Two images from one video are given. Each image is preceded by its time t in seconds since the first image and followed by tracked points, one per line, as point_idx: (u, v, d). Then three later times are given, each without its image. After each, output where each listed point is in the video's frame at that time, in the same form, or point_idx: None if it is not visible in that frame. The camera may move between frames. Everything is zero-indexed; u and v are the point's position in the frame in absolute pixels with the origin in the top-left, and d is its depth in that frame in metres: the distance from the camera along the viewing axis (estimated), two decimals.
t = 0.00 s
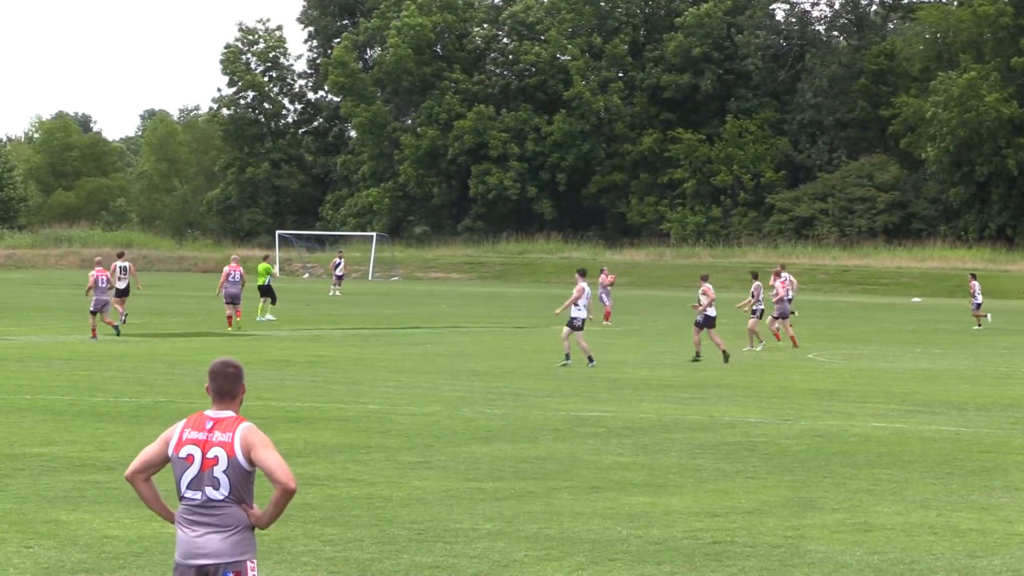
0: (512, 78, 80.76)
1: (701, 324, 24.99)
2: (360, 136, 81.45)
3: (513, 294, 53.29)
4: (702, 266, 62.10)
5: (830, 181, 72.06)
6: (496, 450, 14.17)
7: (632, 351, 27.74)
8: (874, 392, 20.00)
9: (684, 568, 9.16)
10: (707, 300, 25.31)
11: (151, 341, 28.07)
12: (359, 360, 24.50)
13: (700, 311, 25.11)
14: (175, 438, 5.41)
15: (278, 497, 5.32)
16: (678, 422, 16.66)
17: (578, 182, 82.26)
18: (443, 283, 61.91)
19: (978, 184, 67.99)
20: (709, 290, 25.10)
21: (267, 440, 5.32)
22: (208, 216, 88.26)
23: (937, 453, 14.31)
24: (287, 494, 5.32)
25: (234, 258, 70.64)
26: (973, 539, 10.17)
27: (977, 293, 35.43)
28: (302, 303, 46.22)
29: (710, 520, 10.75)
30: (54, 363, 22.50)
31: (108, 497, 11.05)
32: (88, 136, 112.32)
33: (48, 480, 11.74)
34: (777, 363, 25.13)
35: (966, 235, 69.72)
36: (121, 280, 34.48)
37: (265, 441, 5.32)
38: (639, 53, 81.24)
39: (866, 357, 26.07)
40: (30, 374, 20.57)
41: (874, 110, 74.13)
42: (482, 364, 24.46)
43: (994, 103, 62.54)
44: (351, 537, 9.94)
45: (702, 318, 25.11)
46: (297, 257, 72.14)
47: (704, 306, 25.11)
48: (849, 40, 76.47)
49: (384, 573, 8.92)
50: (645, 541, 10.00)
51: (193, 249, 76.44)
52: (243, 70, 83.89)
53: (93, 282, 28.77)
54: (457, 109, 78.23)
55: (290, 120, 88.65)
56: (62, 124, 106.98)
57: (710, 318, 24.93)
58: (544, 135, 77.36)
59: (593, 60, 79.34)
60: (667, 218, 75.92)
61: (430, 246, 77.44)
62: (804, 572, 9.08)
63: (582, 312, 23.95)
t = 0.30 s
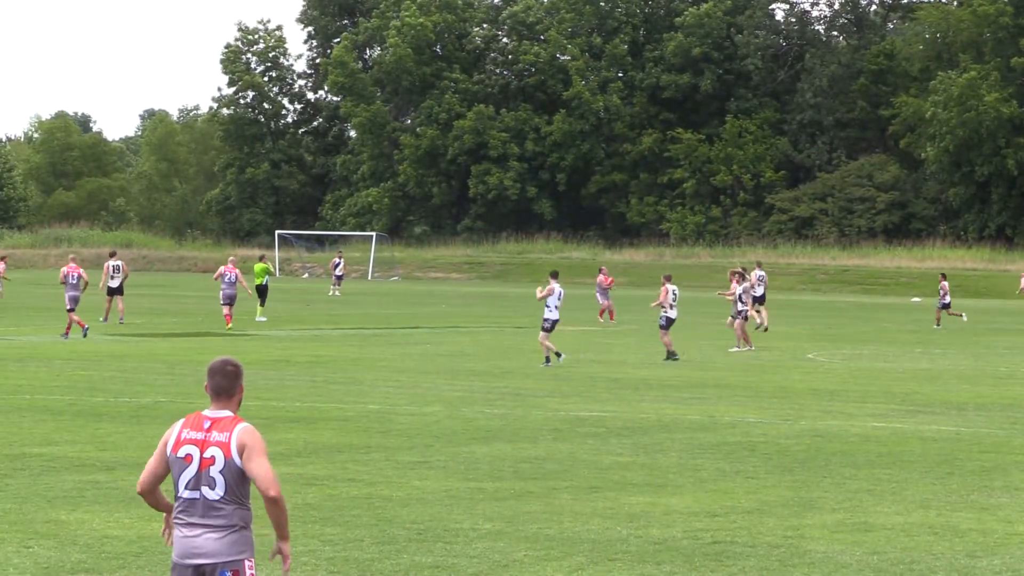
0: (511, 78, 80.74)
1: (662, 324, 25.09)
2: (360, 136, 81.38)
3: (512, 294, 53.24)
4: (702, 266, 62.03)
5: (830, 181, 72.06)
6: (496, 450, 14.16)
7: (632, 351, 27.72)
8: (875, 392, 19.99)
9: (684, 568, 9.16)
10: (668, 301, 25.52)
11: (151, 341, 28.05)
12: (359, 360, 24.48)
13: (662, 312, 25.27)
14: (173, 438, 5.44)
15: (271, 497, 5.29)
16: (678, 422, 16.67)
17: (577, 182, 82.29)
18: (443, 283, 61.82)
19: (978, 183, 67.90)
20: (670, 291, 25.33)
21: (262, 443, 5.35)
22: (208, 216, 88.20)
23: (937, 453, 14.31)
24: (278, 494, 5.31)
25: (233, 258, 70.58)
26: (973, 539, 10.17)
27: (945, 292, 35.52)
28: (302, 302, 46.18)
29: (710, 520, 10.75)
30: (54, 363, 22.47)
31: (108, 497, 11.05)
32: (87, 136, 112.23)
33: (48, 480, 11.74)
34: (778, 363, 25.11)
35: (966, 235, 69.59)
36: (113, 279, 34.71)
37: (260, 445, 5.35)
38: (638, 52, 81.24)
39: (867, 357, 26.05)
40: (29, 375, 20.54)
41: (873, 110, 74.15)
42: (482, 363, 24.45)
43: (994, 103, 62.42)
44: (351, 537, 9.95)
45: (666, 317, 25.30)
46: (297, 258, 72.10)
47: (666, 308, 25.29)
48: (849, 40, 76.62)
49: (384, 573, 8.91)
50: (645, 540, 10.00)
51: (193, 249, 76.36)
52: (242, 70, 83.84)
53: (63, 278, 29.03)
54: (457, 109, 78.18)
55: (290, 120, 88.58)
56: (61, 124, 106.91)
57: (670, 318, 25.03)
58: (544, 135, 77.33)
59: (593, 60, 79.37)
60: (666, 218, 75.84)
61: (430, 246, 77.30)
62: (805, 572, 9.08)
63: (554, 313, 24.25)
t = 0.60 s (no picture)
0: (511, 78, 80.71)
1: (628, 327, 25.22)
2: (359, 136, 81.35)
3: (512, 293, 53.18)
4: (702, 266, 61.98)
5: (830, 181, 72.08)
6: (495, 450, 14.15)
7: (632, 351, 27.69)
8: (875, 392, 19.97)
9: (684, 568, 9.14)
10: (637, 303, 25.45)
11: (150, 341, 28.03)
12: (359, 360, 24.45)
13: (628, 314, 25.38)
14: (179, 438, 5.43)
15: (268, 500, 5.22)
16: (678, 422, 16.65)
17: (577, 181, 82.25)
18: (442, 283, 61.76)
19: (977, 183, 67.79)
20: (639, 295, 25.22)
21: (262, 444, 5.29)
22: (207, 216, 88.17)
23: (937, 453, 14.29)
24: (272, 496, 5.21)
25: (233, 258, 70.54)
26: (973, 539, 10.16)
27: (920, 292, 35.76)
28: (300, 303, 46.15)
29: (709, 520, 10.74)
30: (53, 363, 22.45)
31: (107, 496, 11.04)
32: (87, 136, 112.17)
33: (48, 480, 11.73)
34: (777, 363, 25.09)
35: (965, 234, 69.49)
36: (106, 279, 34.83)
37: (261, 444, 5.29)
38: (638, 52, 81.22)
39: (867, 357, 26.02)
40: (29, 375, 20.52)
41: (873, 110, 74.23)
42: (482, 363, 24.42)
43: (993, 102, 62.39)
44: (351, 537, 9.94)
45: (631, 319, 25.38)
46: (296, 257, 72.07)
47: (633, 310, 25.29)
48: (849, 39, 76.62)
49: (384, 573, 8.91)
50: (645, 540, 9.99)
51: (192, 249, 76.30)
52: (242, 70, 83.82)
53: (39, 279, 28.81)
54: (457, 109, 78.16)
55: (290, 120, 88.54)
56: (61, 124, 106.82)
57: (639, 321, 25.18)
58: (544, 135, 77.35)
59: (593, 60, 79.32)
60: (667, 218, 75.77)
61: (430, 246, 77.22)
62: (804, 572, 9.08)
63: (535, 311, 24.37)
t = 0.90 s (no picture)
0: (511, 78, 80.70)
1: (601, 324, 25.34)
2: (359, 135, 81.35)
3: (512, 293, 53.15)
4: (701, 266, 61.95)
5: (829, 181, 72.09)
6: (496, 450, 14.15)
7: (631, 351, 27.71)
8: (875, 392, 19.97)
9: (684, 568, 9.15)
10: (608, 300, 25.50)
11: (150, 341, 28.04)
12: (358, 360, 24.45)
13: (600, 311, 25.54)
14: (194, 439, 5.45)
15: (272, 501, 5.19)
16: (678, 422, 16.65)
17: (577, 181, 82.25)
18: (442, 283, 61.76)
19: (977, 183, 67.75)
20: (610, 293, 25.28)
21: (273, 445, 5.29)
22: (207, 216, 88.18)
23: (937, 453, 14.30)
24: (276, 498, 5.18)
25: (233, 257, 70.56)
26: (973, 539, 10.16)
27: (898, 291, 35.93)
28: (301, 302, 46.17)
29: (709, 520, 10.74)
30: (53, 363, 22.45)
31: (108, 496, 11.04)
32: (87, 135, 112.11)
33: (48, 480, 11.73)
34: (777, 362, 25.10)
35: (965, 234, 69.44)
36: (100, 278, 34.90)
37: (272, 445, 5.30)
38: (638, 52, 81.23)
39: (867, 357, 26.02)
40: (28, 375, 20.52)
41: (873, 110, 74.30)
42: (482, 363, 24.42)
43: (993, 101, 62.36)
44: (350, 537, 9.94)
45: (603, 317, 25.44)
46: (297, 258, 72.10)
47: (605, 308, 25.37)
48: (848, 40, 76.60)
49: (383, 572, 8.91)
50: (645, 540, 10.00)
51: (192, 249, 76.29)
52: (242, 69, 83.81)
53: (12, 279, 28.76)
54: (457, 109, 78.16)
55: (290, 120, 88.55)
56: (61, 124, 106.80)
57: (611, 318, 25.43)
58: (544, 135, 77.37)
59: (594, 60, 79.27)
60: (667, 218, 75.73)
61: (430, 246, 77.18)
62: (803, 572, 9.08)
63: (524, 310, 24.42)
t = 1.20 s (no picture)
0: (511, 78, 80.70)
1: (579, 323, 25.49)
2: (359, 135, 81.35)
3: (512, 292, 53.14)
4: (702, 267, 61.91)
5: (829, 181, 72.10)
6: (496, 450, 14.16)
7: (631, 351, 27.71)
8: (874, 392, 19.98)
9: (684, 568, 9.15)
10: (581, 300, 25.71)
11: (150, 341, 28.05)
12: (358, 360, 24.45)
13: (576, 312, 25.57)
14: (213, 437, 5.43)
15: (293, 506, 5.19)
16: (678, 422, 16.66)
17: (577, 181, 82.28)
18: (443, 283, 61.78)
19: (977, 183, 67.73)
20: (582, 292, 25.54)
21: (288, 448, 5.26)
22: (207, 216, 88.18)
23: (937, 453, 14.30)
24: (296, 504, 5.18)
25: (233, 257, 70.56)
26: (973, 539, 10.17)
27: (882, 292, 36.08)
28: (301, 303, 46.20)
29: (709, 520, 10.74)
30: (53, 363, 22.46)
31: (108, 496, 11.05)
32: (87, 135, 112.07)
33: (48, 480, 11.73)
34: (777, 363, 25.11)
35: (965, 235, 69.39)
36: (96, 278, 34.92)
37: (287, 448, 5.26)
38: (638, 52, 81.25)
39: (867, 357, 26.02)
40: (28, 375, 20.52)
41: (873, 110, 74.32)
42: (481, 363, 24.42)
43: (993, 101, 62.34)
44: (350, 537, 9.94)
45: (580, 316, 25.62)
46: (297, 257, 72.10)
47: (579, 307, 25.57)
48: (849, 40, 76.51)
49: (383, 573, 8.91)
50: (644, 540, 10.00)
51: (192, 249, 76.28)
52: (242, 70, 83.88)
53: None
54: (457, 109, 78.17)
55: (290, 120, 88.59)
56: (61, 124, 106.77)
57: (587, 317, 25.46)
58: (544, 135, 77.38)
59: (594, 61, 79.25)
60: (667, 219, 75.75)
61: (431, 246, 77.20)
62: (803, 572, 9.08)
63: (520, 309, 24.47)
